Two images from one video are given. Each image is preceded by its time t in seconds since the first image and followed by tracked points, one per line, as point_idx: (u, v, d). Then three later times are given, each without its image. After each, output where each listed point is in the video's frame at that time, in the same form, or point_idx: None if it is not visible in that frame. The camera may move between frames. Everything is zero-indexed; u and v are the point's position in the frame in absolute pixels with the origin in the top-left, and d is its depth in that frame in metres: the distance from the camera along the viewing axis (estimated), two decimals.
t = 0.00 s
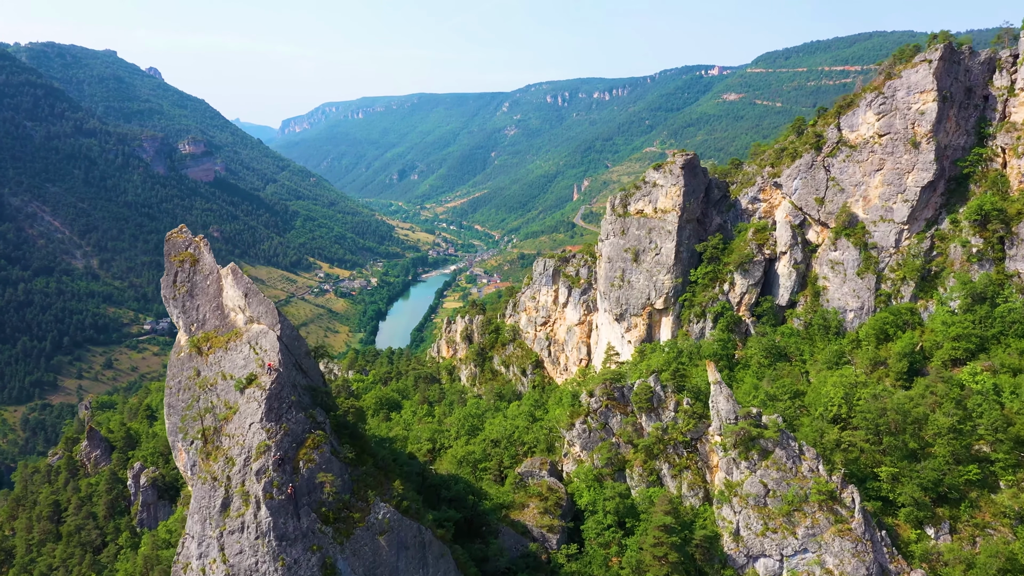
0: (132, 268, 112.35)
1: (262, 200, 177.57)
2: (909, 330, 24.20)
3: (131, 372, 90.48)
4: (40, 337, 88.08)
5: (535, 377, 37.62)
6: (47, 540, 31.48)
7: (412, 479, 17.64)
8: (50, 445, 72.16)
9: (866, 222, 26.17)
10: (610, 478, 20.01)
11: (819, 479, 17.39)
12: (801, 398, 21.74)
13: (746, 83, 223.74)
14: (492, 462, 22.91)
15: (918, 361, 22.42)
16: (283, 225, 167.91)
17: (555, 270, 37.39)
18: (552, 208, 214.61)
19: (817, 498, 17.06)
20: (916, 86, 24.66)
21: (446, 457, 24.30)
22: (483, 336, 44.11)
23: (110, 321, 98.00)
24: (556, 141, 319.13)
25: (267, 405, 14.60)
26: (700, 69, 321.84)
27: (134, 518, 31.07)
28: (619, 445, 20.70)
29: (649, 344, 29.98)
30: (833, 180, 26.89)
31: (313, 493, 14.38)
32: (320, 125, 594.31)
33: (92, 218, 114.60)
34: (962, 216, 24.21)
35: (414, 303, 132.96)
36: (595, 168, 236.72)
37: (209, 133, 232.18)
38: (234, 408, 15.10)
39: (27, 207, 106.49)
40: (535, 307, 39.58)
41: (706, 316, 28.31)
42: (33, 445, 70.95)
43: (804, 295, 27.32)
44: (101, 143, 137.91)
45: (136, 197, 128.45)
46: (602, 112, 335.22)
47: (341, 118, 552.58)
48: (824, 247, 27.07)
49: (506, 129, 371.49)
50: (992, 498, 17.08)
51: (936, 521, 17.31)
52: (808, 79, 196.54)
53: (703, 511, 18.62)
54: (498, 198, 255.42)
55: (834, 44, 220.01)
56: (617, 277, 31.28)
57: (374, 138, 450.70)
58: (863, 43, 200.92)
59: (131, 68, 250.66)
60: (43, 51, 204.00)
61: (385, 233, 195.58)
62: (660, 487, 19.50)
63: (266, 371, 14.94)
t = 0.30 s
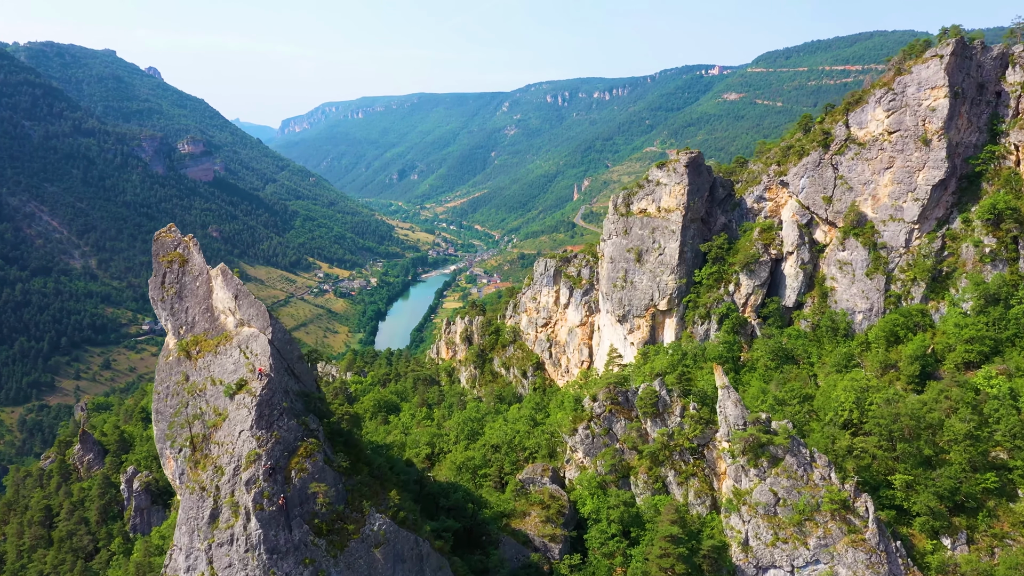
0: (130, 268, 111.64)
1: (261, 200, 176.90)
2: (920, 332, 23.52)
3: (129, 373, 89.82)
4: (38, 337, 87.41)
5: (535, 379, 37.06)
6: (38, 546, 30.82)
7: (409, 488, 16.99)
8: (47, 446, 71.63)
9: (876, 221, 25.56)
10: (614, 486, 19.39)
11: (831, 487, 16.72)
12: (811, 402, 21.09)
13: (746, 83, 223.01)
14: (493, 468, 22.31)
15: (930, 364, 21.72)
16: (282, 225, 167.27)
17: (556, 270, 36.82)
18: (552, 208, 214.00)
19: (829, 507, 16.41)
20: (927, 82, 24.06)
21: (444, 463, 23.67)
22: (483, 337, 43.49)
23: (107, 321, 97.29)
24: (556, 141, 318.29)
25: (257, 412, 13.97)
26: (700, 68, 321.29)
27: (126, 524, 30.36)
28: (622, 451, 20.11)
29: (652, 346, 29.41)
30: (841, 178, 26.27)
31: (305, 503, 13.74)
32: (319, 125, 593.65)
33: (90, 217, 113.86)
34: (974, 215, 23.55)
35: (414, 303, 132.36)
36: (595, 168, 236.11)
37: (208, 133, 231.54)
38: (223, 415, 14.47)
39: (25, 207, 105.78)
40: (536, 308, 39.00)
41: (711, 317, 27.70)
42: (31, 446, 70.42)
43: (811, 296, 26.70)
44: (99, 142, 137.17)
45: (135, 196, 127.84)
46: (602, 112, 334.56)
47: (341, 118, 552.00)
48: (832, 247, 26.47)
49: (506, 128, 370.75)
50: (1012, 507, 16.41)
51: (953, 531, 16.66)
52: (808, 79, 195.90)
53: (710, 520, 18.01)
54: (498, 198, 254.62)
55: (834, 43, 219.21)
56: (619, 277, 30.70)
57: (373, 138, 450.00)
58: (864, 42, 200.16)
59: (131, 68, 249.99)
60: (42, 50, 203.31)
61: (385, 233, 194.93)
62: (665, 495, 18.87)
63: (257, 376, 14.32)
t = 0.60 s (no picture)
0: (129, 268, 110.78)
1: (260, 200, 176.08)
2: (934, 334, 22.71)
3: (127, 374, 89.08)
4: (35, 338, 86.61)
5: (536, 381, 36.37)
6: (28, 552, 30.10)
7: (405, 499, 16.25)
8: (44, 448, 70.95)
9: (886, 220, 24.88)
10: (619, 495, 18.69)
11: (846, 497, 15.97)
12: (823, 407, 20.35)
13: (746, 82, 222.46)
14: (493, 475, 21.60)
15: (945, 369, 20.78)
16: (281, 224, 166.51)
17: (557, 270, 36.15)
18: (552, 208, 213.41)
19: (844, 518, 15.65)
20: (940, 77, 23.37)
21: (443, 471, 22.90)
22: (483, 339, 42.75)
23: (105, 322, 96.43)
24: (556, 141, 317.55)
25: (245, 420, 13.25)
26: (700, 68, 320.79)
27: (118, 530, 29.68)
28: (628, 458, 19.40)
29: (656, 348, 28.75)
30: (850, 177, 25.59)
31: (295, 517, 13.02)
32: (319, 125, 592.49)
33: (88, 217, 112.90)
34: (989, 214, 22.77)
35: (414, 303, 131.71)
36: (595, 167, 235.48)
37: (207, 133, 230.63)
38: (210, 424, 13.75)
39: (23, 206, 104.87)
40: (537, 309, 38.33)
41: (716, 319, 26.99)
42: (27, 448, 69.78)
43: (820, 298, 26.05)
44: (98, 142, 136.35)
45: (133, 196, 127.05)
46: (602, 111, 333.93)
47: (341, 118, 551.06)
48: (841, 247, 25.82)
49: (506, 128, 370.01)
50: None
51: (973, 544, 15.95)
52: (809, 78, 195.18)
53: (719, 530, 17.34)
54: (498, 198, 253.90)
55: (835, 43, 218.31)
56: (622, 278, 30.03)
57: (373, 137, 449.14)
58: (864, 42, 199.58)
59: (130, 67, 248.85)
60: (41, 50, 202.27)
61: (385, 233, 194.18)
62: (673, 505, 18.18)
63: (245, 383, 13.62)
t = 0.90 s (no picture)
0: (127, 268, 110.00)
1: (260, 200, 175.41)
2: (946, 336, 22.08)
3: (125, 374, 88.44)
4: (32, 339, 85.91)
5: (537, 384, 35.78)
6: (19, 559, 29.47)
7: (400, 509, 15.60)
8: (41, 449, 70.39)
9: (896, 219, 24.27)
10: (624, 504, 18.06)
11: (861, 507, 15.30)
12: (833, 412, 19.76)
13: (747, 82, 221.89)
14: (493, 482, 20.97)
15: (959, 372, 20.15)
16: (281, 224, 165.94)
17: (559, 271, 35.53)
18: (552, 208, 212.81)
19: (859, 529, 14.94)
20: (951, 73, 22.77)
21: (442, 477, 22.25)
22: (483, 340, 42.17)
23: (103, 322, 95.70)
24: (556, 141, 317.17)
25: (234, 428, 12.64)
26: (701, 68, 319.93)
27: (110, 536, 29.04)
28: (633, 465, 18.78)
29: (659, 350, 28.16)
30: (859, 175, 24.99)
31: (285, 531, 12.35)
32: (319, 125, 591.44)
33: (87, 217, 112.05)
34: (1001, 213, 22.16)
35: (414, 303, 131.15)
36: (595, 167, 234.96)
37: (207, 132, 229.91)
38: (197, 432, 13.14)
39: (21, 206, 104.05)
40: (538, 310, 37.70)
41: (722, 320, 26.42)
42: (24, 449, 69.21)
43: (828, 299, 25.46)
44: (96, 142, 135.67)
45: (132, 196, 126.40)
46: (602, 111, 333.31)
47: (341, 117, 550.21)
48: (849, 248, 25.20)
49: (506, 128, 369.28)
50: None
51: (992, 555, 15.31)
52: (810, 78, 194.32)
53: (727, 540, 16.73)
54: (498, 198, 253.34)
55: (836, 42, 217.81)
56: (625, 278, 29.43)
57: (373, 137, 448.22)
58: (865, 41, 198.86)
59: (129, 67, 247.92)
60: (40, 49, 201.39)
61: (384, 233, 193.61)
62: (679, 514, 17.56)
63: (234, 389, 13.01)
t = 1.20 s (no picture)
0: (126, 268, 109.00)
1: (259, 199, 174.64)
2: (960, 339, 21.40)
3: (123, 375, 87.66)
4: (30, 339, 84.96)
5: (538, 387, 35.13)
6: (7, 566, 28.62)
7: (395, 521, 14.89)
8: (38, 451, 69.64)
9: (908, 219, 23.56)
10: (629, 515, 17.36)
11: (879, 520, 14.58)
12: (846, 418, 19.09)
13: (747, 82, 221.04)
14: (494, 489, 20.29)
15: (977, 377, 19.39)
16: (280, 224, 165.23)
17: (560, 271, 34.84)
18: (552, 208, 212.11)
19: (877, 542, 14.20)
20: (966, 67, 22.06)
21: (441, 485, 21.52)
22: (483, 342, 41.46)
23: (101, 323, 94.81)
24: (556, 141, 316.46)
25: (219, 440, 11.93)
26: (701, 67, 319.01)
27: (101, 543, 28.19)
28: (639, 474, 18.08)
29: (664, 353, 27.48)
30: (870, 173, 24.30)
31: (273, 548, 11.65)
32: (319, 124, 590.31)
33: (85, 217, 111.05)
34: (1019, 212, 21.42)
35: (413, 303, 130.46)
36: (595, 167, 234.32)
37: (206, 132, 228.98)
38: (181, 442, 12.42)
39: (19, 206, 103.01)
40: (539, 312, 37.01)
41: (728, 322, 25.75)
42: (21, 451, 68.46)
43: (838, 300, 24.78)
44: (95, 141, 134.81)
45: (130, 196, 125.64)
46: (602, 111, 332.58)
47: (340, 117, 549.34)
48: (859, 248, 24.52)
49: (506, 127, 368.42)
50: None
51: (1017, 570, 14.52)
52: (811, 78, 193.46)
53: (738, 553, 16.03)
54: (498, 197, 252.59)
55: (837, 42, 216.81)
56: (628, 279, 28.77)
57: (373, 137, 447.25)
58: (866, 41, 198.00)
59: (128, 66, 246.74)
60: (38, 48, 200.30)
61: (384, 233, 192.96)
62: (687, 525, 16.88)
63: (220, 398, 12.33)
